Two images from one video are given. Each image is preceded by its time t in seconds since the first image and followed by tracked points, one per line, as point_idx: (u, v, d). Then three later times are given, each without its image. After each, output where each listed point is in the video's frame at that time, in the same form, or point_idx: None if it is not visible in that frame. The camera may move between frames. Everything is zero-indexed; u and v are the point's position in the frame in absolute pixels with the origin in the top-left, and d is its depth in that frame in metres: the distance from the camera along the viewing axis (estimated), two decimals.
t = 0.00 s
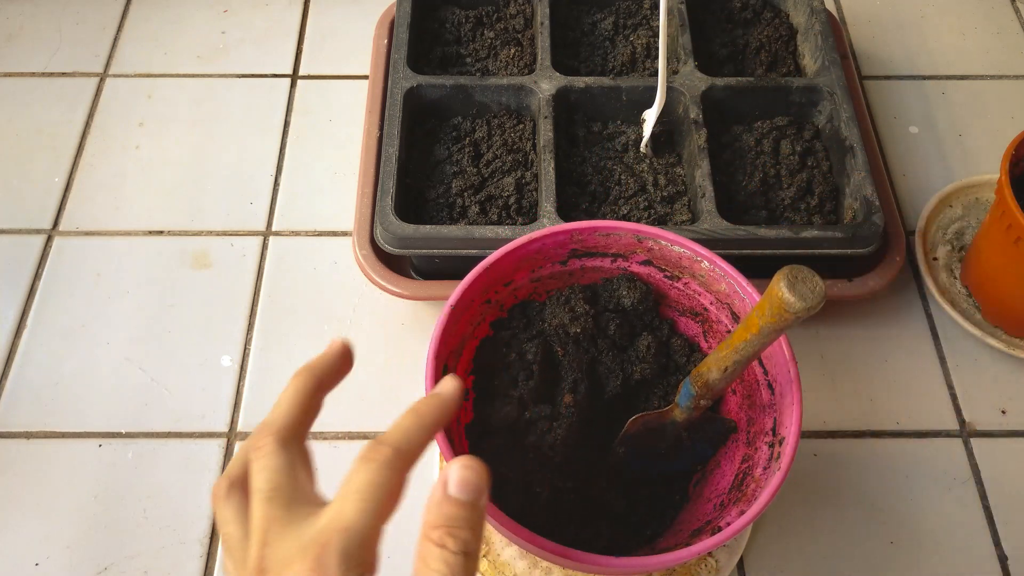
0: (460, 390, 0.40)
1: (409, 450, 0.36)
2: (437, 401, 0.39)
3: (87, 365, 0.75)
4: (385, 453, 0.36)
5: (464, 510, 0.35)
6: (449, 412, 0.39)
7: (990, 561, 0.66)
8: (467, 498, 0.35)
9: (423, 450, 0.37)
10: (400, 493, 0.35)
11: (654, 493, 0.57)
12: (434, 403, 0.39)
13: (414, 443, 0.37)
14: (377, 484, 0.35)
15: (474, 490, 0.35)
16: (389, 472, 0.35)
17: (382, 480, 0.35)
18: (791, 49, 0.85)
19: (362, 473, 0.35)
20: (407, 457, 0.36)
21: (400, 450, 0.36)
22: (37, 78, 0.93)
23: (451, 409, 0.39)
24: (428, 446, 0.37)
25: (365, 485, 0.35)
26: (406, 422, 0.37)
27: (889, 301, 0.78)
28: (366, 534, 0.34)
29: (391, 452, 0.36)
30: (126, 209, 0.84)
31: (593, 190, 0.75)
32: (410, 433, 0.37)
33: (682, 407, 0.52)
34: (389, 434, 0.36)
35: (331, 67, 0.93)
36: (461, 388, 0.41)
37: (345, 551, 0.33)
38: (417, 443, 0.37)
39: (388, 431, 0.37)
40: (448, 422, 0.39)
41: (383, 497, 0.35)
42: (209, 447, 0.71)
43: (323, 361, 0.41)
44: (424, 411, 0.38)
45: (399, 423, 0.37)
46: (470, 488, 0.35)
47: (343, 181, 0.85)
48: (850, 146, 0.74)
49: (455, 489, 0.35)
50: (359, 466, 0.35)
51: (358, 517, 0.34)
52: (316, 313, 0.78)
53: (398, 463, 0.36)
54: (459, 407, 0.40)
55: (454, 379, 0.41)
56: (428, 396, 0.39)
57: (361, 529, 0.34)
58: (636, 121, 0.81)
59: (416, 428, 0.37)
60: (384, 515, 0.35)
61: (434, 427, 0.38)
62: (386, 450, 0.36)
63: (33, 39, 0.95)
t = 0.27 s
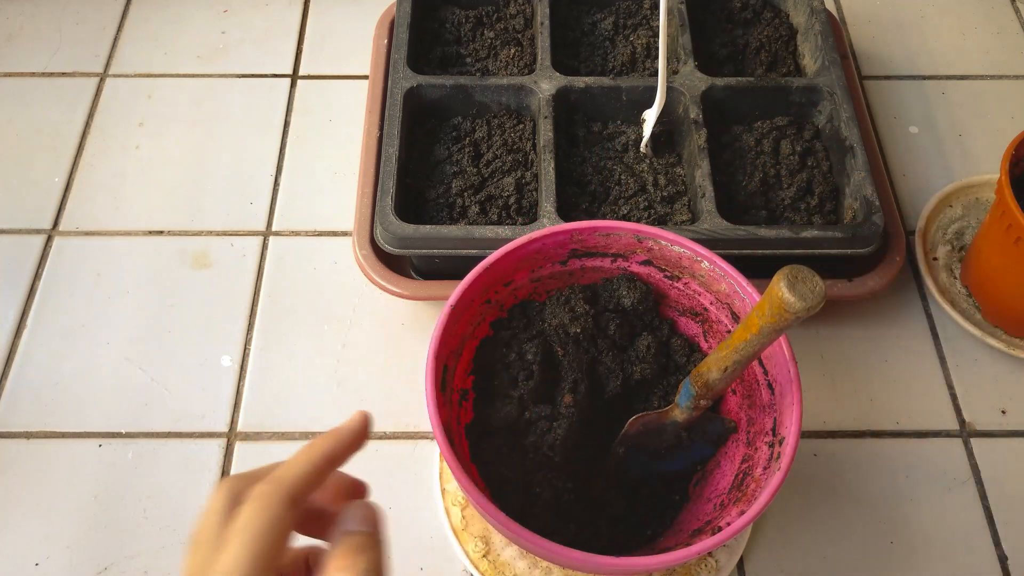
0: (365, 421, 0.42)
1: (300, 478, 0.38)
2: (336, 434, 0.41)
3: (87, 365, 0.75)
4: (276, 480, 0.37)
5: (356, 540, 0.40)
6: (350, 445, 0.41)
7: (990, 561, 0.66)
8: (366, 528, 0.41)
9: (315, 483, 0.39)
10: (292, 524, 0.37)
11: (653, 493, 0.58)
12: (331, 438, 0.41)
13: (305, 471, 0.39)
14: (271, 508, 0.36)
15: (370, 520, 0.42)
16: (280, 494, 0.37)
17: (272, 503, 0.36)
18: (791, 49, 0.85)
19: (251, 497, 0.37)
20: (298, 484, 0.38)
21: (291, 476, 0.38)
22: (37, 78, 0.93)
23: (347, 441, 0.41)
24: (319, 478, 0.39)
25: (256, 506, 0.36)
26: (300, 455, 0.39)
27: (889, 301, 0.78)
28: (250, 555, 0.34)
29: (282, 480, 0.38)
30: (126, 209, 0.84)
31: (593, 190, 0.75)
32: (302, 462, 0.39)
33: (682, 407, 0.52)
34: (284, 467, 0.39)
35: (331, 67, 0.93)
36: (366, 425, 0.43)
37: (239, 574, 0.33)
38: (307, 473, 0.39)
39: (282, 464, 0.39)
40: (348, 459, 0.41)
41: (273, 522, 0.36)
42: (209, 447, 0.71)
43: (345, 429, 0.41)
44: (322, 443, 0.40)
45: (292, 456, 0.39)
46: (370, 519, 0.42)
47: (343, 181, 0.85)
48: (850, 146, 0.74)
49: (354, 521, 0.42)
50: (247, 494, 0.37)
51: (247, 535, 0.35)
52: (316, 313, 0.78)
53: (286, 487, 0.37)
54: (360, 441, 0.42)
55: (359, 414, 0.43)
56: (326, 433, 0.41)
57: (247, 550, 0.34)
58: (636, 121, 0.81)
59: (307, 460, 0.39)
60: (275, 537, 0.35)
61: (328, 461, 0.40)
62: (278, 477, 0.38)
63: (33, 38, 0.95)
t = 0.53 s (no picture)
0: (504, 465, 0.38)
1: (449, 518, 0.34)
2: (482, 471, 0.37)
3: (87, 365, 0.75)
4: (423, 517, 0.33)
5: None
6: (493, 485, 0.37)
7: (990, 561, 0.66)
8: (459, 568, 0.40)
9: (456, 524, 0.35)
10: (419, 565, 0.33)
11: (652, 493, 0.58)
12: (477, 474, 0.36)
13: (455, 511, 0.34)
14: (411, 547, 0.32)
15: (467, 561, 0.40)
16: (422, 536, 0.33)
17: (413, 541, 0.32)
18: (791, 49, 0.85)
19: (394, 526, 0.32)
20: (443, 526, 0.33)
21: (441, 515, 0.33)
22: (37, 78, 0.93)
23: (493, 484, 0.36)
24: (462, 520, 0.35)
25: (393, 543, 0.32)
26: (453, 485, 0.35)
27: (889, 301, 0.78)
28: None
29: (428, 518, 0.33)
30: (126, 209, 0.84)
31: (593, 190, 0.75)
32: (453, 498, 0.34)
33: (682, 408, 0.52)
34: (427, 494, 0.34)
35: (331, 67, 0.93)
36: (502, 464, 0.39)
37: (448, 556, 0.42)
38: (455, 515, 0.34)
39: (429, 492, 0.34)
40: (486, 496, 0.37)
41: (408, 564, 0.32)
42: (210, 447, 0.71)
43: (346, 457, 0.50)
44: (471, 481, 0.36)
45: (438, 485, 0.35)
46: (465, 561, 0.40)
47: (343, 181, 0.85)
48: (850, 146, 0.74)
49: (450, 558, 0.40)
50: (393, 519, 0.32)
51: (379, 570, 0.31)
52: (316, 313, 0.78)
53: (434, 530, 0.33)
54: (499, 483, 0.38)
55: (497, 452, 0.39)
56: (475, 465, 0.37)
57: None
58: (636, 121, 0.81)
59: (463, 496, 0.35)
60: None
61: (473, 502, 0.36)
62: (423, 511, 0.33)
63: (33, 38, 0.95)
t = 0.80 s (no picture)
0: (490, 455, 0.41)
1: (433, 508, 0.39)
2: (466, 463, 0.41)
3: (87, 365, 0.75)
4: (411, 506, 0.39)
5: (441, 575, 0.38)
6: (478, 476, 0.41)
7: (990, 561, 0.66)
8: (449, 565, 0.39)
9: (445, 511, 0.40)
10: (413, 547, 0.38)
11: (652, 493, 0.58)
12: (460, 466, 0.41)
13: (441, 501, 0.39)
14: (401, 532, 0.37)
15: (457, 558, 0.39)
16: (411, 523, 0.38)
17: (402, 529, 0.38)
18: (791, 49, 0.85)
19: (386, 517, 0.38)
20: (429, 514, 0.39)
21: (426, 504, 0.39)
22: (37, 78, 0.93)
23: (477, 475, 0.40)
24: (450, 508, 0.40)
25: (385, 531, 0.37)
26: (437, 478, 0.40)
27: (889, 301, 0.78)
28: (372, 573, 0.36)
29: (416, 506, 0.39)
30: (126, 209, 0.84)
31: (593, 190, 0.75)
32: (438, 489, 0.40)
33: (682, 408, 0.52)
34: (416, 488, 0.40)
35: (331, 67, 0.93)
36: (489, 455, 0.42)
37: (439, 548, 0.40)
38: (441, 503, 0.39)
39: (417, 486, 0.40)
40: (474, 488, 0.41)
41: (400, 545, 0.37)
42: (209, 447, 0.71)
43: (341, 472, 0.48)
44: (454, 474, 0.40)
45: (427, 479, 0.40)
46: (456, 557, 0.39)
47: (343, 181, 0.85)
48: (850, 146, 0.74)
49: (441, 554, 0.39)
50: (384, 510, 0.38)
51: (373, 555, 0.37)
52: (317, 313, 0.78)
53: (421, 519, 0.38)
54: (484, 472, 0.41)
55: (483, 444, 0.42)
56: (457, 459, 0.41)
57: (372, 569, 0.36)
58: (636, 121, 0.81)
59: (446, 487, 0.40)
60: (396, 559, 0.37)
61: (459, 492, 0.40)
62: (412, 501, 0.39)
63: (34, 39, 0.95)
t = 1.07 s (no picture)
0: (487, 453, 0.42)
1: (431, 508, 0.39)
2: (463, 463, 0.41)
3: (88, 365, 0.75)
4: (410, 506, 0.39)
5: None
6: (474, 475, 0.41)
7: (990, 561, 0.66)
8: (450, 564, 0.39)
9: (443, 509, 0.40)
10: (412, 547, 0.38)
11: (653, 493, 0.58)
12: (458, 466, 0.41)
13: (439, 499, 0.40)
14: (400, 532, 0.38)
15: (458, 556, 0.40)
16: (409, 523, 0.38)
17: (401, 529, 0.38)
18: (791, 49, 0.85)
19: (384, 517, 0.38)
20: (428, 513, 0.39)
21: (423, 504, 0.39)
22: (37, 78, 0.93)
23: (474, 474, 0.41)
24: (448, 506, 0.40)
25: (383, 531, 0.38)
26: (435, 477, 0.40)
27: (889, 301, 0.78)
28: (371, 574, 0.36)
29: (414, 506, 0.39)
30: (126, 209, 0.84)
31: (593, 190, 0.75)
32: (435, 488, 0.40)
33: (682, 408, 0.52)
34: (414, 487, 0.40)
35: (331, 67, 0.93)
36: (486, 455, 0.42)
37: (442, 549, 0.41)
38: (439, 502, 0.39)
39: (415, 486, 0.40)
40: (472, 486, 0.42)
41: (399, 545, 0.38)
42: (210, 447, 0.71)
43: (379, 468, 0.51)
44: (452, 473, 0.40)
45: (424, 479, 0.40)
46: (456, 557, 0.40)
47: (343, 181, 0.85)
48: (850, 146, 0.74)
49: (441, 555, 0.39)
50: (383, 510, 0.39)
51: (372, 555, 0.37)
52: (317, 313, 0.78)
53: (419, 518, 0.38)
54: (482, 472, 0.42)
55: (481, 443, 0.42)
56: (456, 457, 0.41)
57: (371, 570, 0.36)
58: (636, 121, 0.81)
59: (444, 486, 0.40)
60: (396, 560, 0.37)
61: (455, 491, 0.40)
62: (410, 501, 0.39)
63: (34, 39, 0.95)
